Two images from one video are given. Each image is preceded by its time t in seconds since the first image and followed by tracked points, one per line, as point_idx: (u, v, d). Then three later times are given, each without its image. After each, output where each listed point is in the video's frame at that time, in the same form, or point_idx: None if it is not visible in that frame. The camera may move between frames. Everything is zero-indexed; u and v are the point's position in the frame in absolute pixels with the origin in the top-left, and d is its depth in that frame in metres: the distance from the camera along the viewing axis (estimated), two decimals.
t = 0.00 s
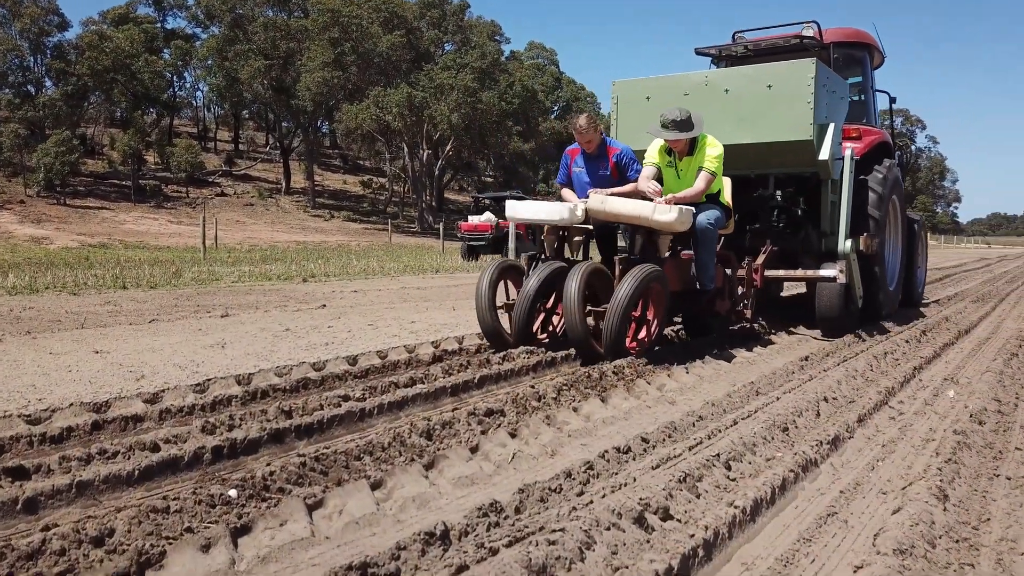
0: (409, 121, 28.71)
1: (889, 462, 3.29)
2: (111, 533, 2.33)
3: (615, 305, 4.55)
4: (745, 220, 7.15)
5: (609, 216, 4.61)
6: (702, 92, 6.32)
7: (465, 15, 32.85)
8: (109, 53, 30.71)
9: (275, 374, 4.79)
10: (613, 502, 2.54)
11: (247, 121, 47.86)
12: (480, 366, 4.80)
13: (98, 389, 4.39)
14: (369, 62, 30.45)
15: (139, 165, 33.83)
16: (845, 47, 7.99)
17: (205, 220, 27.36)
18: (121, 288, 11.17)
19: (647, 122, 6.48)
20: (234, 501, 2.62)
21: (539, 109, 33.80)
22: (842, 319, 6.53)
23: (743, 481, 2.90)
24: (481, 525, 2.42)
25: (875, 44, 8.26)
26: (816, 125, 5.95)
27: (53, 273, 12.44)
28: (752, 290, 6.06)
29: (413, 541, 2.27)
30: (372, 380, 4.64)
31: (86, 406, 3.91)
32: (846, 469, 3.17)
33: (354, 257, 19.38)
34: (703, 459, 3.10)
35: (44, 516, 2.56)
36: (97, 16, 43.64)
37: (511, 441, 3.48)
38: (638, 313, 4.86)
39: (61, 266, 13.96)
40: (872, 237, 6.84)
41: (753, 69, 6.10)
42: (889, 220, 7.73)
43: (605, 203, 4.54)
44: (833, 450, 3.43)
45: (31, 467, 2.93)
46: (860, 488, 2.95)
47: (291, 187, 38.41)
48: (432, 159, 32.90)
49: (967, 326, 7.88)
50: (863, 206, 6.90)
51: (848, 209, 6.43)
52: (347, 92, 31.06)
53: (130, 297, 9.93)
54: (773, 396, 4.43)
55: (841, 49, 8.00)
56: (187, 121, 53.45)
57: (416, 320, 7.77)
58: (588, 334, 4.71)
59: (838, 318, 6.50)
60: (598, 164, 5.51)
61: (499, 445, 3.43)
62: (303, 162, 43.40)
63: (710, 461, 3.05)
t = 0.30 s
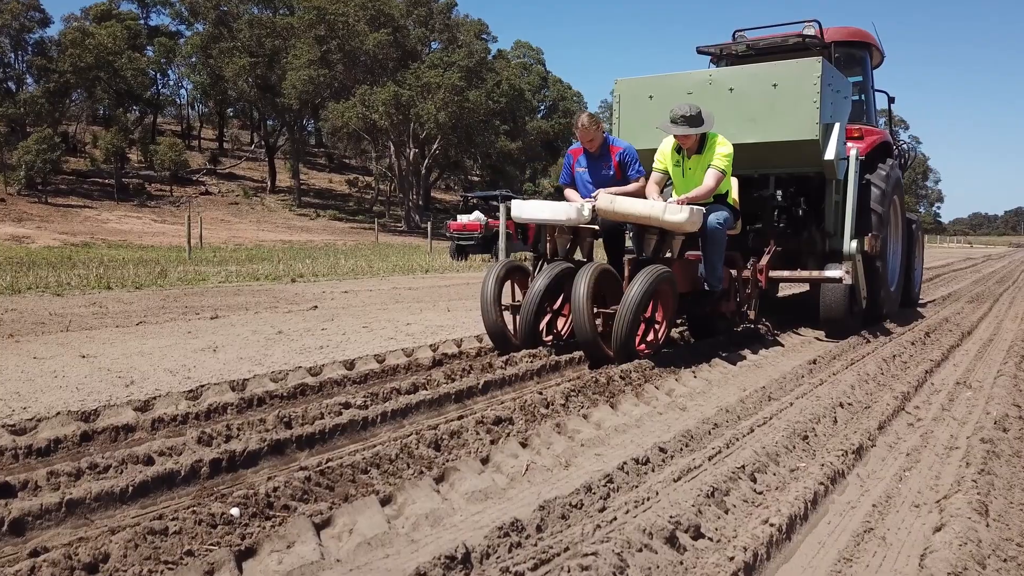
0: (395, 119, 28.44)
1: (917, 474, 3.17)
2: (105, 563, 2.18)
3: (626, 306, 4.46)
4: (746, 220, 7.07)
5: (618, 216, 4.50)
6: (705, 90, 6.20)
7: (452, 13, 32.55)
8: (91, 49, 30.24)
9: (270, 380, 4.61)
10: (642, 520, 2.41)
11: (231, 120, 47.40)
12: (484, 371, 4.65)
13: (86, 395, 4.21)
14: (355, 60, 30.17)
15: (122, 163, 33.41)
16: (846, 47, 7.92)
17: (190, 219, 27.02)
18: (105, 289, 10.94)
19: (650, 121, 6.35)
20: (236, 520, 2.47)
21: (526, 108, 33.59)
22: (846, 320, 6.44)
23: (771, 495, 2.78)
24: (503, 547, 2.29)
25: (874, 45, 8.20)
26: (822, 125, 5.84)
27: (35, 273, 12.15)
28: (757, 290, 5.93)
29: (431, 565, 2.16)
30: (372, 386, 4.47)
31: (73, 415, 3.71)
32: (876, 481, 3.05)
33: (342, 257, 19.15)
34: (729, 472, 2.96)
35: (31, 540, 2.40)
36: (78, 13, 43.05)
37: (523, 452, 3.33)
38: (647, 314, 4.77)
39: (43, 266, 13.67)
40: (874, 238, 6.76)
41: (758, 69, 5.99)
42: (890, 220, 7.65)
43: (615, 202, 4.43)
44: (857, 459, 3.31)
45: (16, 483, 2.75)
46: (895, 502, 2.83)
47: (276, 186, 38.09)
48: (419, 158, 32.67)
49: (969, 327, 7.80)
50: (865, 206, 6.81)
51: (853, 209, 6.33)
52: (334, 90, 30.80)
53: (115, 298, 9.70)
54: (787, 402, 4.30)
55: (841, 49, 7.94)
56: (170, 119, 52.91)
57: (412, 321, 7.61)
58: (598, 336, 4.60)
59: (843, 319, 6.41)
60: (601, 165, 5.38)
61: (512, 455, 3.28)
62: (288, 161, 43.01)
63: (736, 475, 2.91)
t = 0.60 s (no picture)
0: (381, 118, 28.20)
1: (943, 482, 3.08)
2: None
3: (634, 307, 4.39)
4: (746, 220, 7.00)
5: (626, 216, 4.46)
6: (707, 89, 6.10)
7: (438, 11, 32.28)
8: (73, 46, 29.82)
9: (265, 385, 4.45)
10: (672, 536, 2.30)
11: (215, 118, 46.96)
12: (486, 375, 4.52)
13: (76, 402, 4.05)
14: (341, 58, 29.88)
15: (104, 162, 32.97)
16: (845, 46, 7.85)
17: (174, 217, 26.69)
18: (88, 290, 10.71)
19: (650, 121, 6.25)
20: (241, 539, 2.35)
21: (513, 107, 33.43)
22: (849, 321, 6.37)
23: (798, 506, 2.68)
24: (525, 568, 2.19)
25: (872, 44, 8.14)
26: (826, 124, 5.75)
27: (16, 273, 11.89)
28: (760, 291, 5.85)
29: None
30: (372, 391, 4.33)
31: (62, 424, 3.55)
32: (904, 490, 2.95)
33: (329, 257, 18.94)
34: (754, 483, 2.85)
35: (23, 562, 2.26)
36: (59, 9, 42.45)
37: (536, 461, 3.21)
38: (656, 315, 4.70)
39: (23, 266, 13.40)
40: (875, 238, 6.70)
41: (761, 67, 5.90)
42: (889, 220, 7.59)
43: (624, 201, 4.41)
44: (880, 466, 3.21)
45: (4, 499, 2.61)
46: (924, 512, 2.73)
47: (261, 184, 37.76)
48: (405, 157, 32.43)
49: (967, 328, 7.76)
50: (866, 206, 6.74)
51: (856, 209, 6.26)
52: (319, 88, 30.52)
53: (101, 299, 9.52)
54: (799, 407, 4.20)
55: (840, 48, 7.87)
56: (153, 117, 52.36)
57: (406, 323, 7.47)
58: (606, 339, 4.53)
59: (846, 320, 6.34)
60: (603, 164, 5.29)
61: (525, 465, 3.15)
62: (272, 160, 42.66)
63: (761, 486, 2.81)
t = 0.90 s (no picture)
0: (366, 116, 27.96)
1: (967, 488, 3.00)
2: None
3: (642, 307, 4.34)
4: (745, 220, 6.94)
5: (632, 214, 4.37)
6: (708, 88, 6.02)
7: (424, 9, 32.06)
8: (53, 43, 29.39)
9: (262, 389, 4.31)
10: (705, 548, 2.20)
11: (199, 116, 46.53)
12: (489, 378, 4.39)
13: (67, 407, 3.91)
14: (326, 57, 29.61)
15: (85, 160, 32.57)
16: (842, 45, 7.80)
17: (157, 216, 26.39)
18: (70, 289, 10.50)
19: (650, 120, 6.17)
20: (251, 554, 2.24)
21: (499, 106, 33.30)
22: (850, 320, 6.31)
23: (826, 514, 2.59)
24: None
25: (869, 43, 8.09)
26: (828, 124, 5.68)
27: None
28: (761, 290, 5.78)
29: None
30: (373, 395, 4.21)
31: (53, 430, 3.41)
32: (929, 496, 2.87)
33: (316, 256, 18.75)
34: (778, 490, 2.76)
35: None
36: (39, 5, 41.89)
37: (550, 469, 3.10)
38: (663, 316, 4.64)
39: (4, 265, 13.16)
40: (874, 237, 6.65)
41: (762, 67, 5.82)
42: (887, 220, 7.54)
43: (629, 201, 4.31)
44: (901, 471, 3.13)
45: None
46: (956, 520, 2.65)
47: (245, 183, 37.42)
48: (391, 155, 32.20)
49: (964, 328, 7.74)
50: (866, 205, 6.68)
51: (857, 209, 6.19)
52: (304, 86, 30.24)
53: (86, 299, 9.34)
54: (810, 408, 4.13)
55: (837, 48, 7.82)
56: (135, 115, 51.86)
57: (401, 324, 7.35)
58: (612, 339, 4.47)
59: (846, 320, 6.28)
60: (604, 164, 5.19)
61: (538, 473, 3.04)
62: (256, 158, 42.32)
63: (786, 493, 2.72)
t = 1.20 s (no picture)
0: (352, 115, 27.72)
1: (987, 491, 2.96)
2: None
3: (649, 306, 4.30)
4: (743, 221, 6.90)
5: (639, 213, 4.32)
6: (708, 87, 5.98)
7: (410, 7, 31.88)
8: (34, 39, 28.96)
9: (262, 392, 4.21)
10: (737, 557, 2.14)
11: (182, 114, 46.07)
12: (493, 379, 4.31)
13: (61, 411, 3.80)
14: (311, 55, 29.35)
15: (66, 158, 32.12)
16: (838, 46, 7.78)
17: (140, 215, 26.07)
18: (53, 289, 10.30)
19: (650, 120, 6.13)
20: (267, 565, 2.16)
21: (485, 105, 33.14)
22: (850, 320, 6.27)
23: (852, 520, 2.56)
24: None
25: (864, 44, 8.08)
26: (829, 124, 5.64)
27: None
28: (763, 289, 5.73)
29: None
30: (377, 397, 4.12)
31: (50, 436, 3.29)
32: (952, 500, 2.83)
33: (303, 255, 18.56)
34: (803, 497, 2.71)
35: None
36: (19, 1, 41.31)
37: (564, 473, 3.03)
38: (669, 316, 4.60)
39: None
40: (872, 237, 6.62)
41: (763, 66, 5.77)
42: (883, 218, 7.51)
43: (637, 200, 4.26)
44: (920, 474, 3.08)
45: None
46: (982, 524, 2.61)
47: (229, 181, 37.06)
48: (376, 154, 31.97)
49: (959, 327, 7.73)
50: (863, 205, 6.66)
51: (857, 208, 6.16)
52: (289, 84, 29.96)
53: (72, 299, 9.15)
54: (819, 409, 4.08)
55: (833, 48, 7.81)
56: (117, 113, 51.31)
57: (397, 324, 7.26)
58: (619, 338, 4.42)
59: (846, 319, 6.24)
60: (604, 163, 5.12)
61: (553, 477, 2.97)
62: (241, 157, 41.96)
63: (810, 499, 2.67)
